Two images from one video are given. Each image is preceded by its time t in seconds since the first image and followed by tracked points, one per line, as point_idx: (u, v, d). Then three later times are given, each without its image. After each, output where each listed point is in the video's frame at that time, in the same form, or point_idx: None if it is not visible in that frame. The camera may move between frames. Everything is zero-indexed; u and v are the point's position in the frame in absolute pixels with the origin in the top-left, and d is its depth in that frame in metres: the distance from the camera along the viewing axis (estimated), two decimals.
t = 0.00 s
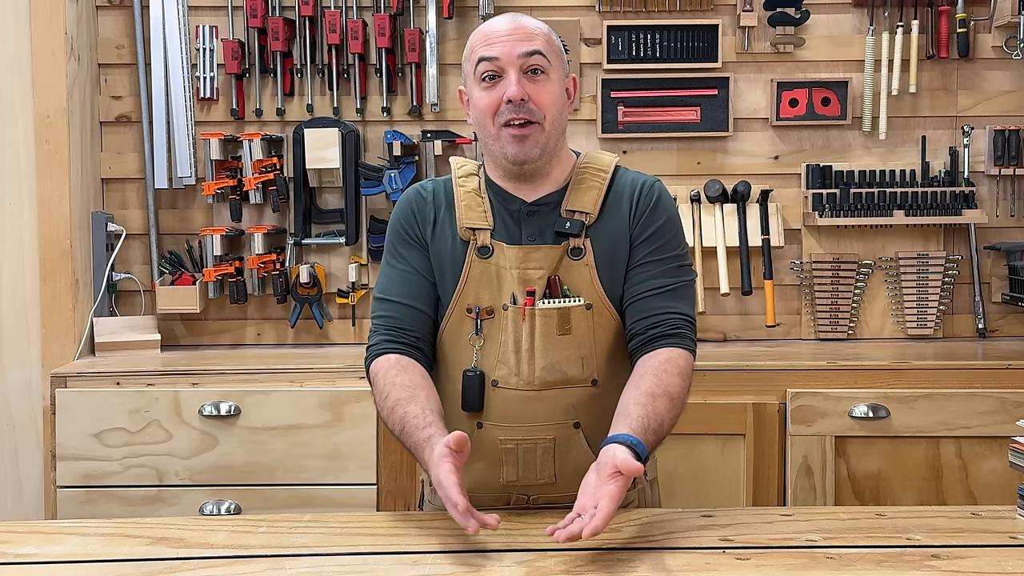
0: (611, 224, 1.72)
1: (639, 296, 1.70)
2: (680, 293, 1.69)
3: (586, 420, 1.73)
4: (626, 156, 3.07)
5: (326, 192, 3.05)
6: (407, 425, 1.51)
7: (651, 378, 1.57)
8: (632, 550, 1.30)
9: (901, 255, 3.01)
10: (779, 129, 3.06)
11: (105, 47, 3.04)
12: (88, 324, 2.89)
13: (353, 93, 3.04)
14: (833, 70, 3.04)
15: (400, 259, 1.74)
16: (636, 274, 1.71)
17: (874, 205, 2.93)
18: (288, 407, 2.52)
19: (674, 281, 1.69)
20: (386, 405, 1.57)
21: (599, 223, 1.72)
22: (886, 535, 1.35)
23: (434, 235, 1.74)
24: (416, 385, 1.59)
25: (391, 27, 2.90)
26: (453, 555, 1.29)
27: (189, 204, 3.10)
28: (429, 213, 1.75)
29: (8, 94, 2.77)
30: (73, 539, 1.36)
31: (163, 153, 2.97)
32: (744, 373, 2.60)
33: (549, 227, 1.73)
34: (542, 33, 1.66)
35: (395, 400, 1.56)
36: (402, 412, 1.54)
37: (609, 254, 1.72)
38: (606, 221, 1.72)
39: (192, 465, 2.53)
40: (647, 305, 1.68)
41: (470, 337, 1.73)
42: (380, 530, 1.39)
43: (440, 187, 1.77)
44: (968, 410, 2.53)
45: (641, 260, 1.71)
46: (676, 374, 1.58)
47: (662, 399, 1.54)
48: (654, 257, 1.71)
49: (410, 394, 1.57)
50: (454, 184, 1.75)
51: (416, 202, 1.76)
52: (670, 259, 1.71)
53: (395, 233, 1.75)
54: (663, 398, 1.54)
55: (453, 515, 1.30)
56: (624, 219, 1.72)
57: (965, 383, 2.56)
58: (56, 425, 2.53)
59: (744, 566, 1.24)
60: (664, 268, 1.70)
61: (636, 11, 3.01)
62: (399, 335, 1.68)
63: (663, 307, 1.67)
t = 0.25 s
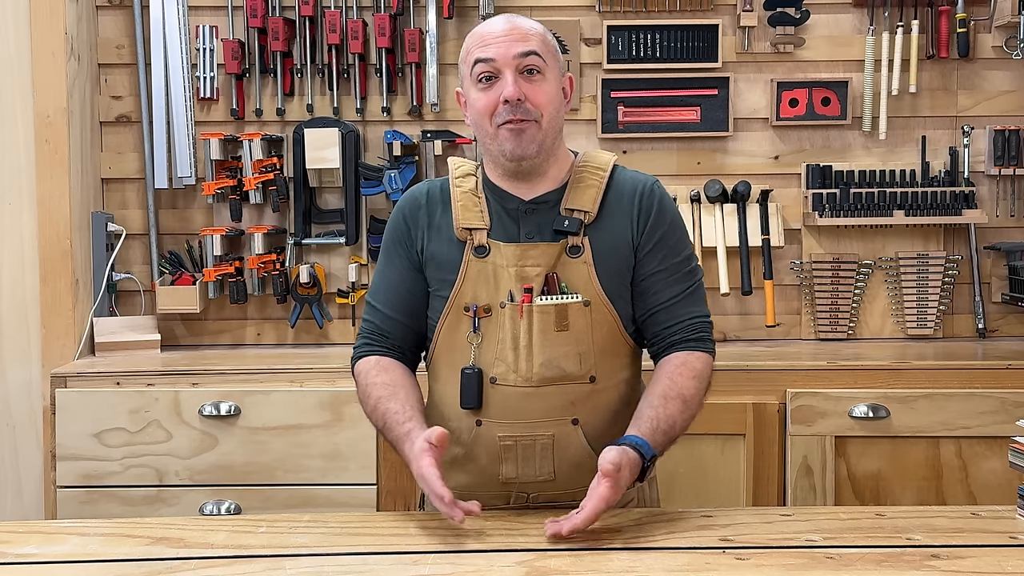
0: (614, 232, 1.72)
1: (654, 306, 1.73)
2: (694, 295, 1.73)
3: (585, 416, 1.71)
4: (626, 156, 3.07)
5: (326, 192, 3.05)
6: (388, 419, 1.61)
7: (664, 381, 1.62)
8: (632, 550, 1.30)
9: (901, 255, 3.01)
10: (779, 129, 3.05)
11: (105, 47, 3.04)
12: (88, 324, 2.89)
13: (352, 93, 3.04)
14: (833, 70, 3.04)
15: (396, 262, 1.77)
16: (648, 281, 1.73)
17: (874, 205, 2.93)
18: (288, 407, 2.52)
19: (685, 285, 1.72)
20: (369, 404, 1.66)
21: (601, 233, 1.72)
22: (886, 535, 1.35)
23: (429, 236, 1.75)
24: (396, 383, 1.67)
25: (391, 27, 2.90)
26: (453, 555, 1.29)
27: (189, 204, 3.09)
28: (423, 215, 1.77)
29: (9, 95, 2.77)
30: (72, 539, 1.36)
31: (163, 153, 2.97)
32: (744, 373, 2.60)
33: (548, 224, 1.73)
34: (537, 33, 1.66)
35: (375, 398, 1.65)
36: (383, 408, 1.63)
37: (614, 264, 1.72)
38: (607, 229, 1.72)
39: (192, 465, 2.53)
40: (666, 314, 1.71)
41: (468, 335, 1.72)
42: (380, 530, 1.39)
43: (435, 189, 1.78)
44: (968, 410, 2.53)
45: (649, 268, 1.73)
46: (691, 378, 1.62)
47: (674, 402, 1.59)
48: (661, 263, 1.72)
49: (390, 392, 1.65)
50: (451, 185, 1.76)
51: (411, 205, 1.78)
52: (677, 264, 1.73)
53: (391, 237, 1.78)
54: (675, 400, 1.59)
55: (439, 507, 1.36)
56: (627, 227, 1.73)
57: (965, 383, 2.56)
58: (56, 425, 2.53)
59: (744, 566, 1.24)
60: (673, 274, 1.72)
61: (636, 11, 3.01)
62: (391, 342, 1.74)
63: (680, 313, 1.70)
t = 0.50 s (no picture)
0: (610, 236, 1.71)
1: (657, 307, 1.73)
2: (697, 290, 1.73)
3: (582, 410, 1.71)
4: (626, 156, 3.07)
5: (326, 192, 3.05)
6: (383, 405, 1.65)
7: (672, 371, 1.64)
8: (632, 550, 1.30)
9: (901, 255, 3.01)
10: (779, 129, 3.05)
11: (105, 47, 3.04)
12: (88, 324, 2.89)
13: (352, 93, 3.04)
14: (833, 70, 3.04)
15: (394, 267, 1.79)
16: (651, 278, 1.73)
17: (874, 205, 2.93)
18: (288, 407, 2.52)
19: (686, 282, 1.72)
20: (365, 395, 1.69)
21: (597, 239, 1.71)
22: (886, 535, 1.35)
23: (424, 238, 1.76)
24: (391, 374, 1.71)
25: (391, 27, 2.90)
26: (453, 555, 1.29)
27: (189, 204, 3.09)
28: (419, 217, 1.77)
29: (8, 94, 2.77)
30: (73, 539, 1.36)
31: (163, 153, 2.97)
32: (744, 373, 2.60)
33: (544, 222, 1.73)
34: (523, 34, 1.66)
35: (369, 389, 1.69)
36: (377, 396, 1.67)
37: (613, 268, 1.72)
38: (603, 233, 1.72)
39: (192, 465, 2.53)
40: (671, 316, 1.72)
41: (465, 332, 1.73)
42: (379, 530, 1.39)
43: (431, 191, 1.78)
44: (968, 410, 2.53)
45: (648, 270, 1.73)
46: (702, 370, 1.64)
47: (681, 389, 1.60)
48: (661, 265, 1.72)
49: (383, 382, 1.69)
50: (447, 186, 1.76)
51: (407, 208, 1.78)
52: (676, 262, 1.73)
53: (389, 240, 1.79)
54: (682, 387, 1.61)
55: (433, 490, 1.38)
56: (623, 231, 1.71)
57: (965, 383, 2.56)
58: (56, 425, 2.54)
59: (744, 566, 1.24)
60: (674, 274, 1.72)
61: (636, 11, 3.01)
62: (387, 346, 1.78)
63: (685, 313, 1.71)
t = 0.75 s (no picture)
0: (598, 226, 1.73)
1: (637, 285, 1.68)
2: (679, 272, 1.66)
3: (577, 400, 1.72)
4: (626, 156, 3.06)
5: (326, 192, 3.05)
6: (390, 371, 1.50)
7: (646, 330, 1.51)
8: (632, 550, 1.30)
9: (901, 255, 3.01)
10: (779, 129, 3.05)
11: (105, 47, 3.04)
12: (88, 324, 2.89)
13: (352, 93, 3.04)
14: (833, 70, 3.04)
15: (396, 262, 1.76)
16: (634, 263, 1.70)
17: (874, 205, 2.93)
18: (288, 407, 2.52)
19: (667, 262, 1.67)
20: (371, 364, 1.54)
21: (586, 229, 1.73)
22: (886, 535, 1.35)
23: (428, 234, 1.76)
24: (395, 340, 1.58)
25: (391, 27, 2.90)
26: (453, 555, 1.29)
27: (189, 204, 3.09)
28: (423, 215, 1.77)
29: (8, 94, 2.77)
30: (73, 539, 1.36)
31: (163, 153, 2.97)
32: (744, 373, 2.60)
33: (538, 218, 1.75)
34: (520, 42, 1.69)
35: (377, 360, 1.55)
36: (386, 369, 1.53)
37: (600, 258, 1.73)
38: (592, 223, 1.73)
39: (192, 465, 2.53)
40: (646, 288, 1.64)
41: (462, 326, 1.75)
42: (379, 530, 1.39)
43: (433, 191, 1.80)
44: (968, 410, 2.53)
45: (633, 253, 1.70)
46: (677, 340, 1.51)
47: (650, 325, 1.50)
48: (644, 247, 1.69)
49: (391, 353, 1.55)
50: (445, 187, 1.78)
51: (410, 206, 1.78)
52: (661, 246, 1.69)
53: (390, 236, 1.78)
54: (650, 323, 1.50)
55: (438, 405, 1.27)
56: (611, 219, 1.73)
57: (965, 383, 2.56)
58: (56, 425, 2.53)
59: (744, 566, 1.24)
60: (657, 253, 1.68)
61: (636, 11, 3.01)
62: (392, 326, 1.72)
63: (661, 284, 1.63)
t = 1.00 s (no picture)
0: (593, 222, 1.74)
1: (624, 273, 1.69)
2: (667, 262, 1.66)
3: (575, 396, 1.74)
4: (626, 156, 3.06)
5: (326, 192, 3.05)
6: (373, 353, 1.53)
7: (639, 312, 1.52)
8: (632, 550, 1.30)
9: (901, 255, 3.01)
10: (779, 129, 3.05)
11: (105, 47, 3.04)
12: (88, 324, 2.89)
13: (352, 93, 3.04)
14: (833, 70, 3.04)
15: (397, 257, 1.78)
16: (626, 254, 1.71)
17: (874, 205, 2.93)
18: (288, 407, 2.52)
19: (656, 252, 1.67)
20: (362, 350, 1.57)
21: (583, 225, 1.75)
22: (886, 534, 1.35)
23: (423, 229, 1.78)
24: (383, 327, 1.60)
25: (391, 27, 2.90)
26: (453, 555, 1.29)
27: (189, 204, 3.09)
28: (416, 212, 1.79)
29: (8, 94, 2.77)
30: (73, 539, 1.36)
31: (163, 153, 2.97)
32: (744, 373, 2.60)
33: (536, 217, 1.76)
34: (518, 40, 1.71)
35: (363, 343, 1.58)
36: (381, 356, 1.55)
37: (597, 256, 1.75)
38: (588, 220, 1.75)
39: (192, 464, 2.53)
40: (632, 274, 1.65)
41: (461, 324, 1.73)
42: (379, 530, 1.39)
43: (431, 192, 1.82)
44: (968, 410, 2.53)
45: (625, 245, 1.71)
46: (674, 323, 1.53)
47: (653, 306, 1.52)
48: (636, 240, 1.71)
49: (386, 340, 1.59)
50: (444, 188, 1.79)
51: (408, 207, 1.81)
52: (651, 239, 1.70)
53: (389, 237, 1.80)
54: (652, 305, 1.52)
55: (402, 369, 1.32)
56: (605, 216, 1.74)
57: (965, 383, 2.56)
58: (56, 425, 2.54)
59: (744, 566, 1.24)
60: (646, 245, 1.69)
61: (636, 11, 3.01)
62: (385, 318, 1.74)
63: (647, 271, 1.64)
